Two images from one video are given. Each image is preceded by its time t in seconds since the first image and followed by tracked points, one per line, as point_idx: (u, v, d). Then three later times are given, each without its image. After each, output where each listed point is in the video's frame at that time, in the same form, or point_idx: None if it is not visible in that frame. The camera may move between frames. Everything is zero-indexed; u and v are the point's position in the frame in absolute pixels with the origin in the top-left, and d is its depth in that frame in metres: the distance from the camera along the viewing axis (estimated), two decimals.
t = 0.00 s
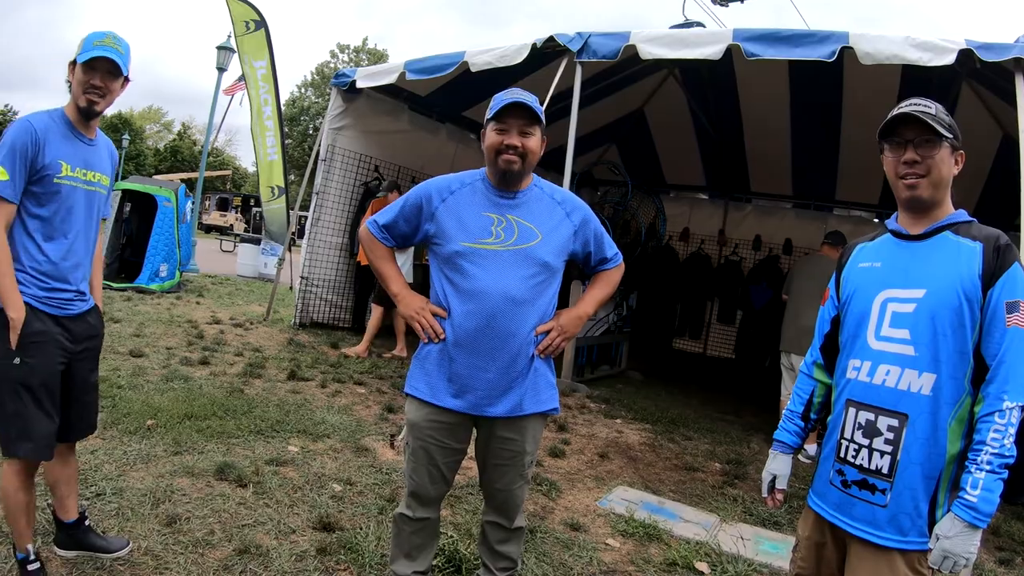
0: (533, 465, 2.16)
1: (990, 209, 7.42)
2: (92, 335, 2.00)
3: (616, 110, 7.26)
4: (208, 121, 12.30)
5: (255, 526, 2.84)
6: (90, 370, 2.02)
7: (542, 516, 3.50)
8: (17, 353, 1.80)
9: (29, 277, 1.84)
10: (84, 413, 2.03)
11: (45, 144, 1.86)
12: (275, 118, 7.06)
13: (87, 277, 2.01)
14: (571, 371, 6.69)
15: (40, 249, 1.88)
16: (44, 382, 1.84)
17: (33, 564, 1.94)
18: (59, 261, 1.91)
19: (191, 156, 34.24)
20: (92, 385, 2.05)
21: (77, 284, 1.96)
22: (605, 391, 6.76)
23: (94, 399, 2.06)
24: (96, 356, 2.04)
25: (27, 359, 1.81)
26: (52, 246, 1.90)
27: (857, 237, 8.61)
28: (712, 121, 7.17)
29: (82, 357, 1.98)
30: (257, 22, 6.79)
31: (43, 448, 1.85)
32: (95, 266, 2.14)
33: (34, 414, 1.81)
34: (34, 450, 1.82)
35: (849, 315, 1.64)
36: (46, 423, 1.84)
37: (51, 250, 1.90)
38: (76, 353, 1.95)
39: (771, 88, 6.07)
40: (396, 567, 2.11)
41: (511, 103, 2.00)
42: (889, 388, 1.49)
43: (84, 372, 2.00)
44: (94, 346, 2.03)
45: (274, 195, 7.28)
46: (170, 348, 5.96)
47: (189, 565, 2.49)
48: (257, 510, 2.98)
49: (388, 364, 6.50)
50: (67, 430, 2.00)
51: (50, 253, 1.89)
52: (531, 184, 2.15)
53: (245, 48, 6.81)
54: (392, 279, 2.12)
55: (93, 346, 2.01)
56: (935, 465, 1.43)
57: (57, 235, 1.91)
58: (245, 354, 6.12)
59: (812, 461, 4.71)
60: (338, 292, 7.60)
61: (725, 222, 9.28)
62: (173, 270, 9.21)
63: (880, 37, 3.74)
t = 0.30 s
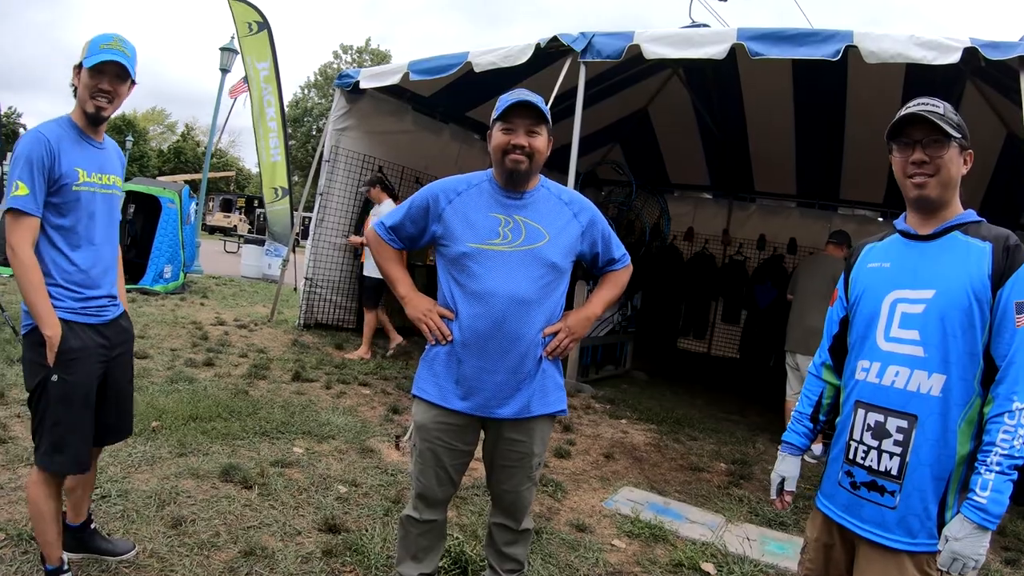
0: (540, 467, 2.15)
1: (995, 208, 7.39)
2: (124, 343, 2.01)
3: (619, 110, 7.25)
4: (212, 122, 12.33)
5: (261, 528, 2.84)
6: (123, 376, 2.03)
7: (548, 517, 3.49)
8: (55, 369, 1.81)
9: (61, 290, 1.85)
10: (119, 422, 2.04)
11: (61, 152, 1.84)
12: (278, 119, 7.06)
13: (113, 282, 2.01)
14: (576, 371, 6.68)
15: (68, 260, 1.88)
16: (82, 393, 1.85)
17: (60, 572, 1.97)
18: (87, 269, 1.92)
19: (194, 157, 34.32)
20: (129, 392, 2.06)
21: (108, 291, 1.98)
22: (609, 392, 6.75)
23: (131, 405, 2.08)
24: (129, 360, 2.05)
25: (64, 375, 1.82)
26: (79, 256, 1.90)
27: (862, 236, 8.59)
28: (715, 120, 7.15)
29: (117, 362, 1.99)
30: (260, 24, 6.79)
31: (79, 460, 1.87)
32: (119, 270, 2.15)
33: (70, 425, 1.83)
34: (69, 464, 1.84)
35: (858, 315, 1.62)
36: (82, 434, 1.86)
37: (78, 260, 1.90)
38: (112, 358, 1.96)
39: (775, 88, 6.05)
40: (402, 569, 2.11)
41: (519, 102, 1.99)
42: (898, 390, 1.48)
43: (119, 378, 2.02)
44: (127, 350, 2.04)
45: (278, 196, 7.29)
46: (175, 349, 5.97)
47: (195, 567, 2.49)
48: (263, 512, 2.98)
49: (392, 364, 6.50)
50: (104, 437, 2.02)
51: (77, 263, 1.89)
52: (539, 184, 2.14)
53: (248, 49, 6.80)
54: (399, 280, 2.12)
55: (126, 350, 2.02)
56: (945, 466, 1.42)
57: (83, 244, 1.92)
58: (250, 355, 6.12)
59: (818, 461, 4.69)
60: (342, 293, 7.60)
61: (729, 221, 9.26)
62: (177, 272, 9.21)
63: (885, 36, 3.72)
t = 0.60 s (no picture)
0: (554, 468, 2.16)
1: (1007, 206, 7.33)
2: (139, 348, 2.03)
3: (627, 110, 7.24)
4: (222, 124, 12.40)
5: (272, 529, 2.85)
6: (138, 381, 2.05)
7: (560, 518, 3.49)
8: (67, 377, 1.83)
9: (75, 295, 1.87)
10: (134, 426, 2.06)
11: (73, 155, 1.86)
12: (288, 122, 7.10)
13: (129, 285, 2.03)
14: (586, 372, 6.67)
15: (83, 263, 1.90)
16: (94, 400, 1.87)
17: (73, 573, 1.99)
18: (102, 272, 1.93)
19: (204, 160, 34.53)
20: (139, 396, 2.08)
21: (124, 294, 1.99)
22: (620, 392, 6.74)
23: (140, 409, 2.09)
24: (143, 364, 2.08)
25: (76, 383, 1.83)
26: (93, 259, 1.92)
27: (872, 235, 8.54)
28: (724, 119, 7.13)
29: (131, 366, 2.01)
30: (269, 25, 6.81)
31: (89, 466, 1.89)
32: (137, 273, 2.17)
33: (81, 433, 1.85)
34: (79, 470, 1.86)
35: (876, 315, 1.61)
36: (93, 441, 1.88)
37: (93, 264, 1.92)
38: (126, 363, 1.98)
39: (784, 86, 6.03)
40: (416, 570, 2.12)
41: (534, 102, 2.00)
42: (916, 389, 1.48)
43: (133, 383, 2.03)
44: (142, 354, 2.06)
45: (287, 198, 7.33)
46: (186, 351, 6.01)
47: (207, 568, 2.50)
48: (275, 513, 2.99)
49: (402, 365, 6.52)
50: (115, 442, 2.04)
51: (91, 267, 1.91)
52: (553, 184, 2.15)
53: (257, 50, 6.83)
54: (414, 280, 2.12)
55: (140, 353, 2.05)
56: (963, 466, 1.41)
57: (97, 246, 1.93)
58: (260, 356, 6.15)
59: (830, 461, 4.67)
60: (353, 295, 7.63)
61: (738, 221, 9.23)
62: (188, 274, 9.27)
63: (896, 33, 3.70)
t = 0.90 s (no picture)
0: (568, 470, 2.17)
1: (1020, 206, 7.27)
2: (145, 353, 2.05)
3: (637, 110, 7.24)
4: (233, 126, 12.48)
5: (285, 529, 2.89)
6: (142, 385, 2.08)
7: (572, 519, 3.50)
8: (70, 377, 1.85)
9: (82, 296, 1.90)
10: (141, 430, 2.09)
11: (81, 156, 1.89)
12: (300, 123, 7.15)
13: (139, 287, 2.05)
14: (596, 372, 6.68)
15: (91, 264, 1.93)
16: (95, 401, 1.90)
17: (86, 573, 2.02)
18: (111, 274, 1.96)
19: (215, 161, 34.75)
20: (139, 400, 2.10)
21: (132, 297, 2.02)
22: (631, 393, 6.74)
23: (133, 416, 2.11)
24: (149, 366, 2.10)
25: (78, 385, 1.86)
26: (101, 261, 1.94)
27: (884, 235, 8.49)
28: (733, 119, 7.11)
29: (136, 372, 2.04)
30: (283, 25, 6.84)
31: (89, 467, 1.92)
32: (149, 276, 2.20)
33: (82, 435, 1.88)
34: (79, 471, 1.89)
35: (892, 317, 1.61)
36: (92, 442, 1.91)
37: (101, 265, 1.95)
38: (131, 367, 2.01)
39: (794, 86, 6.00)
40: (428, 572, 2.13)
41: (550, 103, 2.02)
42: (932, 392, 1.48)
43: (139, 387, 2.07)
44: (149, 359, 2.09)
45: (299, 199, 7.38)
46: (197, 352, 6.07)
47: (220, 569, 2.54)
48: (287, 514, 3.02)
49: (413, 366, 6.55)
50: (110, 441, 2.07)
51: (99, 268, 1.94)
52: (568, 186, 2.16)
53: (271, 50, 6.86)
54: (428, 282, 2.14)
55: (147, 356, 2.07)
56: (979, 468, 1.42)
57: (106, 247, 1.96)
58: (271, 357, 6.20)
59: (843, 463, 4.65)
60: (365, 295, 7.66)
61: (749, 221, 9.19)
62: (200, 274, 9.34)
63: (908, 32, 3.69)
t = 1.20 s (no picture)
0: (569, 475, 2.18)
1: None
2: (144, 357, 2.07)
3: (638, 114, 7.25)
4: (236, 130, 12.53)
5: (287, 533, 2.90)
6: (143, 388, 2.10)
7: (574, 523, 3.51)
8: (68, 379, 1.88)
9: (80, 300, 1.92)
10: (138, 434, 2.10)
11: (81, 161, 1.91)
12: (303, 127, 7.19)
13: (139, 292, 2.07)
14: (599, 376, 6.68)
15: (90, 269, 1.95)
16: (94, 403, 1.92)
17: None
18: (109, 279, 1.97)
19: (218, 165, 34.85)
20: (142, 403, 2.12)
21: (131, 302, 2.03)
22: (633, 397, 6.74)
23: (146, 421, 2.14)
24: (150, 370, 2.12)
25: (75, 387, 1.88)
26: (100, 266, 1.96)
27: (887, 238, 8.48)
28: (735, 122, 7.12)
29: (137, 374, 2.05)
30: (286, 29, 6.90)
31: (85, 469, 1.93)
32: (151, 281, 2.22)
33: (80, 438, 1.89)
34: (75, 473, 1.91)
35: (893, 322, 1.62)
36: (90, 445, 1.92)
37: (100, 270, 1.97)
38: (130, 371, 2.02)
39: (795, 89, 6.01)
40: None
41: (552, 108, 2.04)
42: (934, 397, 1.48)
43: (137, 390, 2.08)
44: (150, 363, 2.11)
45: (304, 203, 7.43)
46: (200, 355, 6.09)
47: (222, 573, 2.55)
48: (289, 518, 3.04)
49: (416, 370, 6.56)
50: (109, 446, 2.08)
51: (98, 272, 1.95)
52: (570, 191, 2.18)
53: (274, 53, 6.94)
54: (429, 287, 2.16)
55: (147, 360, 2.09)
56: (981, 473, 1.42)
57: (105, 252, 1.98)
58: (274, 361, 6.22)
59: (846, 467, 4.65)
60: (366, 299, 7.68)
61: (752, 224, 9.20)
62: (203, 278, 9.38)
63: (909, 36, 3.70)
